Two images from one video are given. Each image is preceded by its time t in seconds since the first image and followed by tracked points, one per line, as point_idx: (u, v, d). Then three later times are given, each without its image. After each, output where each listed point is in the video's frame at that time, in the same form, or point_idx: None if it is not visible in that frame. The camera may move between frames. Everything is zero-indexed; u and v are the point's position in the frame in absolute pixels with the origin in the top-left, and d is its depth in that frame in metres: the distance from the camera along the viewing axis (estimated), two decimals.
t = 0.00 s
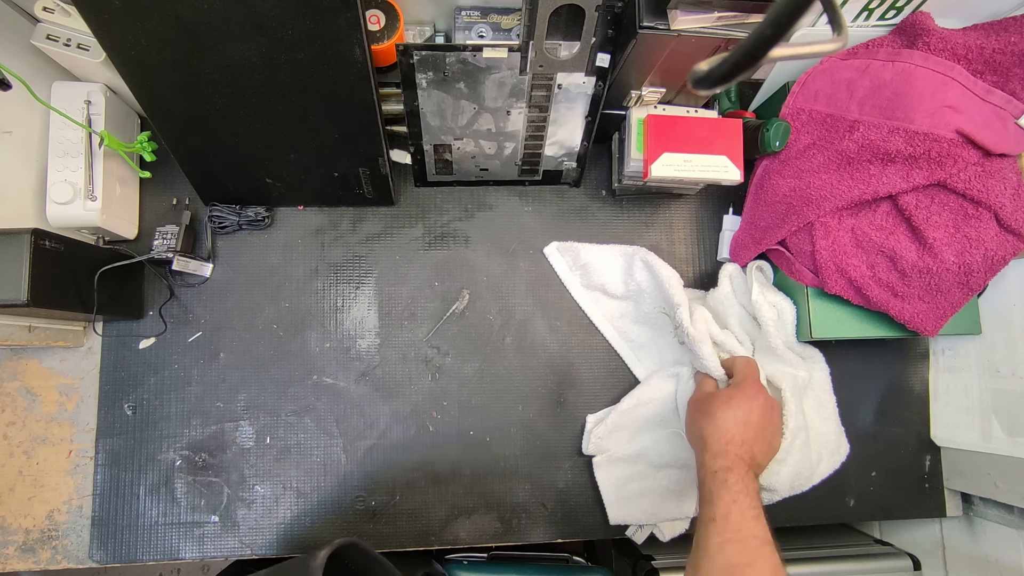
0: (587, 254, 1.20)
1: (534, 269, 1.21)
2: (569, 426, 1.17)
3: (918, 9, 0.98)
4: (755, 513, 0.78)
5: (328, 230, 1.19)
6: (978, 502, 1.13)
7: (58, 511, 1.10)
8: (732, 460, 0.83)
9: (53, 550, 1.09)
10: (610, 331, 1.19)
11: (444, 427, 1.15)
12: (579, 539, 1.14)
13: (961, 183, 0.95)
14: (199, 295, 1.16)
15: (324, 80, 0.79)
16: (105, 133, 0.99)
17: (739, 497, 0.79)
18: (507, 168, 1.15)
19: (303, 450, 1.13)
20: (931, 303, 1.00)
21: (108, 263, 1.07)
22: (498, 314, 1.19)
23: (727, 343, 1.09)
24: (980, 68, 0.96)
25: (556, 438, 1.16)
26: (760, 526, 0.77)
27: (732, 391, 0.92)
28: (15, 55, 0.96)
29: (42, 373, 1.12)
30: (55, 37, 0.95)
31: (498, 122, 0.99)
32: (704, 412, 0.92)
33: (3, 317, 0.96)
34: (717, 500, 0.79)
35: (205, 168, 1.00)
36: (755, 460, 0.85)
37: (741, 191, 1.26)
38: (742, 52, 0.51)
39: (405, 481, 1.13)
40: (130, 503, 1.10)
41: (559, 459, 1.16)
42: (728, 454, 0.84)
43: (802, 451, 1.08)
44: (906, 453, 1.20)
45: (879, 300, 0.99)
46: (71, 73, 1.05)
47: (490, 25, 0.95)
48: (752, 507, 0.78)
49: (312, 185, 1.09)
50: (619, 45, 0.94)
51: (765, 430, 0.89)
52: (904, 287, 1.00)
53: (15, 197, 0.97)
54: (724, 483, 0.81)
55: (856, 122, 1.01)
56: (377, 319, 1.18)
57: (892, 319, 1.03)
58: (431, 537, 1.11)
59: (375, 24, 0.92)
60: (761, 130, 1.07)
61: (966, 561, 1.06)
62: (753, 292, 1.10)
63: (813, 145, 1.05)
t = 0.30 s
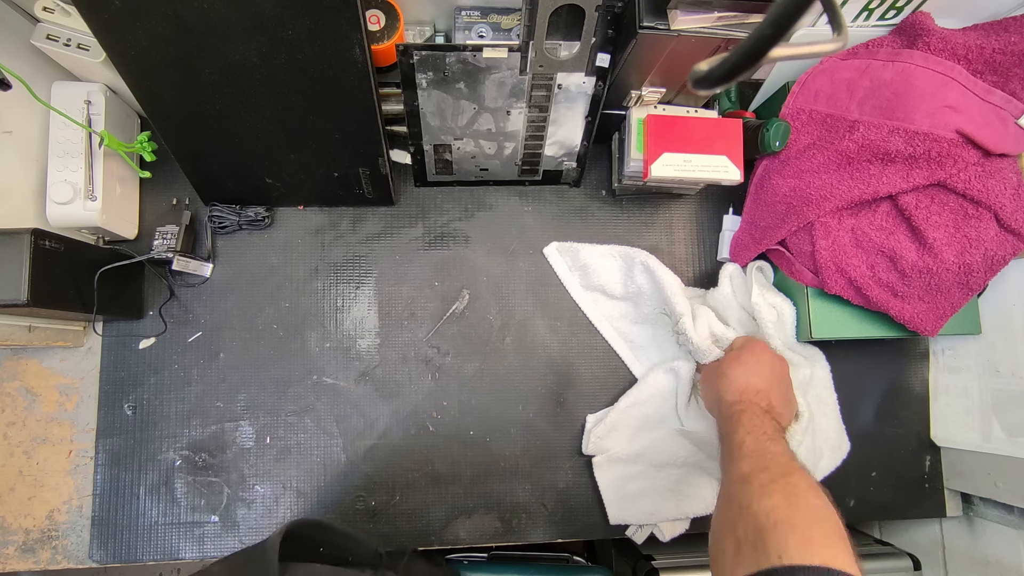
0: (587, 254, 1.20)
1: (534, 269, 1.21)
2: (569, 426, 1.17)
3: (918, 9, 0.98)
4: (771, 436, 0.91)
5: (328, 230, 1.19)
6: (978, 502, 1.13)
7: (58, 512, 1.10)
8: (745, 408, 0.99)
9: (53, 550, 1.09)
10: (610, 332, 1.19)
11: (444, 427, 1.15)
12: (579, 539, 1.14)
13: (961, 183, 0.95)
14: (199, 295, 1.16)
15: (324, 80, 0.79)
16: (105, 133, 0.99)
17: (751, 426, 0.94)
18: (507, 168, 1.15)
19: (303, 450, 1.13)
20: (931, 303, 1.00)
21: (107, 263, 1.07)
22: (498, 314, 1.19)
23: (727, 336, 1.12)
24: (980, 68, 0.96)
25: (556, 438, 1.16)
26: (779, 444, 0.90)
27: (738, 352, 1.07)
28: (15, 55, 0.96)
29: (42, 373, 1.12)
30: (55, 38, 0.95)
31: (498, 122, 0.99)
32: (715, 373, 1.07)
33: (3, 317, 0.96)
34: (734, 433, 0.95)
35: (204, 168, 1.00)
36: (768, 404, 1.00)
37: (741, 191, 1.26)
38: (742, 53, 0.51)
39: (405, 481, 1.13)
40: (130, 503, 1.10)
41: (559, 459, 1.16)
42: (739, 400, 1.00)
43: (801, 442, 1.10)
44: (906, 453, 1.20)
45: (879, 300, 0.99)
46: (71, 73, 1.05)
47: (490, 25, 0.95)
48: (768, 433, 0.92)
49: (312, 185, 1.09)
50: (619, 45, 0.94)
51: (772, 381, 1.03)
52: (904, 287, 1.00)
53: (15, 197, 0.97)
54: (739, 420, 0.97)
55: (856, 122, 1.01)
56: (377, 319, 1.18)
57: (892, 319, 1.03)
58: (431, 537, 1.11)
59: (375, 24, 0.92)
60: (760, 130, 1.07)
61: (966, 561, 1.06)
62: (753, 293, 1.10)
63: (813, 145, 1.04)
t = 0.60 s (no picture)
0: (587, 254, 1.20)
1: (534, 269, 1.21)
2: (569, 426, 1.17)
3: (918, 9, 0.98)
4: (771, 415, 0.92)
5: (328, 230, 1.19)
6: (978, 502, 1.13)
7: (58, 511, 1.10)
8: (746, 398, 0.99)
9: (53, 550, 1.09)
10: (609, 332, 1.19)
11: (444, 427, 1.15)
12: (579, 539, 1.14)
13: (961, 183, 0.96)
14: (199, 295, 1.16)
15: (324, 80, 0.79)
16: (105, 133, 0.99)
17: (752, 412, 0.95)
18: (507, 168, 1.15)
19: (303, 450, 1.13)
20: (931, 303, 1.00)
21: (107, 263, 1.07)
22: (498, 314, 1.19)
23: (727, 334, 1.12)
24: (979, 68, 0.96)
25: (556, 438, 1.16)
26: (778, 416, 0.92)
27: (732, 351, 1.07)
28: (15, 55, 0.96)
29: (42, 373, 1.12)
30: (55, 38, 0.95)
31: (498, 122, 0.99)
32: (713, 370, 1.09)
33: (2, 316, 0.96)
34: (737, 420, 0.97)
35: (204, 168, 1.00)
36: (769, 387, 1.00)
37: (741, 191, 1.26)
38: (742, 52, 0.51)
39: (405, 481, 1.13)
40: (130, 503, 1.10)
41: (559, 459, 1.16)
42: (741, 390, 1.00)
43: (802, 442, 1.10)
44: (906, 453, 1.20)
45: (879, 300, 0.99)
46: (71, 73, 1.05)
47: (490, 25, 0.95)
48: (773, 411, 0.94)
49: (312, 185, 1.09)
50: (619, 45, 0.94)
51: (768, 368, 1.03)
52: (905, 287, 1.00)
53: (15, 197, 0.97)
54: (741, 409, 0.98)
55: (856, 122, 1.01)
56: (377, 319, 1.18)
57: (892, 319, 1.03)
58: (431, 537, 1.11)
59: (375, 24, 0.92)
60: (760, 130, 1.07)
61: (965, 561, 1.06)
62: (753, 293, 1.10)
63: (813, 145, 1.04)
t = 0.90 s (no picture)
0: (587, 254, 1.20)
1: (534, 269, 1.21)
2: (569, 426, 1.17)
3: (918, 9, 0.98)
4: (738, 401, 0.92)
5: (328, 230, 1.19)
6: (978, 502, 1.13)
7: (58, 511, 1.10)
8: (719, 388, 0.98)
9: (53, 550, 1.09)
10: (609, 332, 1.19)
11: (444, 427, 1.15)
12: (579, 539, 1.14)
13: (961, 183, 0.96)
14: (199, 295, 1.16)
15: (324, 80, 0.79)
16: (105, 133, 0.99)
17: (718, 398, 0.95)
18: (507, 168, 1.15)
19: (303, 450, 1.13)
20: (931, 303, 1.00)
21: (107, 263, 1.07)
22: (498, 314, 1.19)
23: (725, 333, 1.14)
24: (979, 68, 0.96)
25: (556, 438, 1.16)
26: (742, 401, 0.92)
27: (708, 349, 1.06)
28: (15, 55, 0.96)
29: (42, 373, 1.12)
30: (55, 38, 0.95)
31: (498, 122, 0.99)
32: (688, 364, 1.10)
33: (2, 317, 0.96)
34: (707, 409, 0.97)
35: (203, 168, 1.00)
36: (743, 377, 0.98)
37: (741, 191, 1.26)
38: (742, 52, 0.51)
39: (405, 481, 1.13)
40: (130, 503, 1.10)
41: (559, 459, 1.16)
42: (713, 378, 1.00)
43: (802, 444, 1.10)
44: (906, 453, 1.20)
45: (879, 300, 0.99)
46: (71, 74, 1.05)
47: (490, 25, 0.95)
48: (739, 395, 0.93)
49: (312, 185, 1.09)
50: (619, 44, 0.94)
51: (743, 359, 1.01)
52: (905, 287, 1.00)
53: (15, 197, 0.97)
54: (709, 398, 0.98)
55: (856, 122, 1.01)
56: (377, 319, 1.18)
57: (892, 319, 1.03)
58: (430, 537, 1.11)
59: (375, 24, 0.92)
60: (761, 131, 1.07)
61: (966, 561, 1.06)
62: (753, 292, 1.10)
63: (813, 145, 1.04)
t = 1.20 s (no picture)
0: (587, 254, 1.20)
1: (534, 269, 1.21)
2: (569, 426, 1.17)
3: (918, 9, 0.98)
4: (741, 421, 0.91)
5: (328, 230, 1.19)
6: (977, 502, 1.13)
7: (58, 511, 1.10)
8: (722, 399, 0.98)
9: (53, 550, 1.09)
10: (609, 332, 1.19)
11: (444, 427, 1.15)
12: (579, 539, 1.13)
13: (961, 183, 0.95)
14: (199, 296, 1.16)
15: (324, 80, 0.79)
16: (105, 133, 0.99)
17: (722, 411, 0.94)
18: (507, 168, 1.15)
19: (303, 450, 1.13)
20: (931, 303, 1.00)
21: (108, 263, 1.07)
22: (498, 314, 1.19)
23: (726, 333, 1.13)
24: (979, 68, 0.96)
25: (556, 438, 1.16)
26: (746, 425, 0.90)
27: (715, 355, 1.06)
28: (15, 55, 0.96)
29: (42, 374, 1.12)
30: (55, 37, 0.95)
31: (498, 122, 0.99)
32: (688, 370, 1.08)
33: (2, 317, 0.96)
34: (709, 422, 0.95)
35: (203, 168, 1.00)
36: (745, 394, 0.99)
37: (741, 191, 1.26)
38: (742, 53, 0.51)
39: (405, 482, 1.13)
40: (130, 503, 1.10)
41: (559, 459, 1.16)
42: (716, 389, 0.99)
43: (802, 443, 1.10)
44: (906, 453, 1.20)
45: (879, 300, 0.99)
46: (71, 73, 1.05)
47: (490, 25, 0.95)
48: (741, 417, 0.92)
49: (312, 185, 1.09)
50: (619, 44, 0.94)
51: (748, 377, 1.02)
52: (905, 287, 1.00)
53: (15, 197, 0.97)
54: (711, 411, 0.96)
55: (856, 122, 1.01)
56: (377, 319, 1.18)
57: (892, 319, 1.03)
58: (430, 537, 1.11)
59: (375, 24, 0.92)
60: (761, 130, 1.07)
61: (966, 561, 1.06)
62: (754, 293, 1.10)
63: (813, 144, 1.04)
